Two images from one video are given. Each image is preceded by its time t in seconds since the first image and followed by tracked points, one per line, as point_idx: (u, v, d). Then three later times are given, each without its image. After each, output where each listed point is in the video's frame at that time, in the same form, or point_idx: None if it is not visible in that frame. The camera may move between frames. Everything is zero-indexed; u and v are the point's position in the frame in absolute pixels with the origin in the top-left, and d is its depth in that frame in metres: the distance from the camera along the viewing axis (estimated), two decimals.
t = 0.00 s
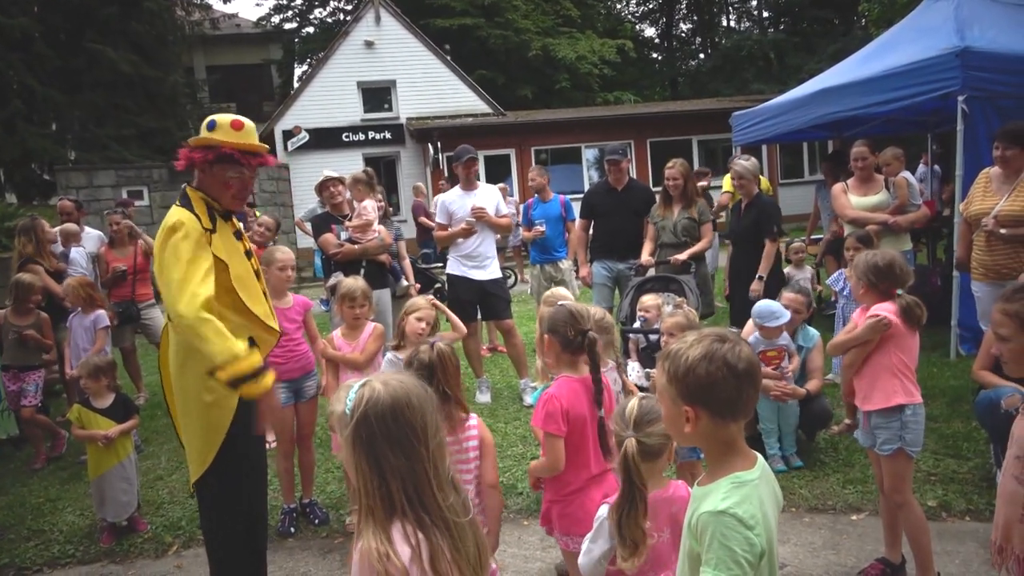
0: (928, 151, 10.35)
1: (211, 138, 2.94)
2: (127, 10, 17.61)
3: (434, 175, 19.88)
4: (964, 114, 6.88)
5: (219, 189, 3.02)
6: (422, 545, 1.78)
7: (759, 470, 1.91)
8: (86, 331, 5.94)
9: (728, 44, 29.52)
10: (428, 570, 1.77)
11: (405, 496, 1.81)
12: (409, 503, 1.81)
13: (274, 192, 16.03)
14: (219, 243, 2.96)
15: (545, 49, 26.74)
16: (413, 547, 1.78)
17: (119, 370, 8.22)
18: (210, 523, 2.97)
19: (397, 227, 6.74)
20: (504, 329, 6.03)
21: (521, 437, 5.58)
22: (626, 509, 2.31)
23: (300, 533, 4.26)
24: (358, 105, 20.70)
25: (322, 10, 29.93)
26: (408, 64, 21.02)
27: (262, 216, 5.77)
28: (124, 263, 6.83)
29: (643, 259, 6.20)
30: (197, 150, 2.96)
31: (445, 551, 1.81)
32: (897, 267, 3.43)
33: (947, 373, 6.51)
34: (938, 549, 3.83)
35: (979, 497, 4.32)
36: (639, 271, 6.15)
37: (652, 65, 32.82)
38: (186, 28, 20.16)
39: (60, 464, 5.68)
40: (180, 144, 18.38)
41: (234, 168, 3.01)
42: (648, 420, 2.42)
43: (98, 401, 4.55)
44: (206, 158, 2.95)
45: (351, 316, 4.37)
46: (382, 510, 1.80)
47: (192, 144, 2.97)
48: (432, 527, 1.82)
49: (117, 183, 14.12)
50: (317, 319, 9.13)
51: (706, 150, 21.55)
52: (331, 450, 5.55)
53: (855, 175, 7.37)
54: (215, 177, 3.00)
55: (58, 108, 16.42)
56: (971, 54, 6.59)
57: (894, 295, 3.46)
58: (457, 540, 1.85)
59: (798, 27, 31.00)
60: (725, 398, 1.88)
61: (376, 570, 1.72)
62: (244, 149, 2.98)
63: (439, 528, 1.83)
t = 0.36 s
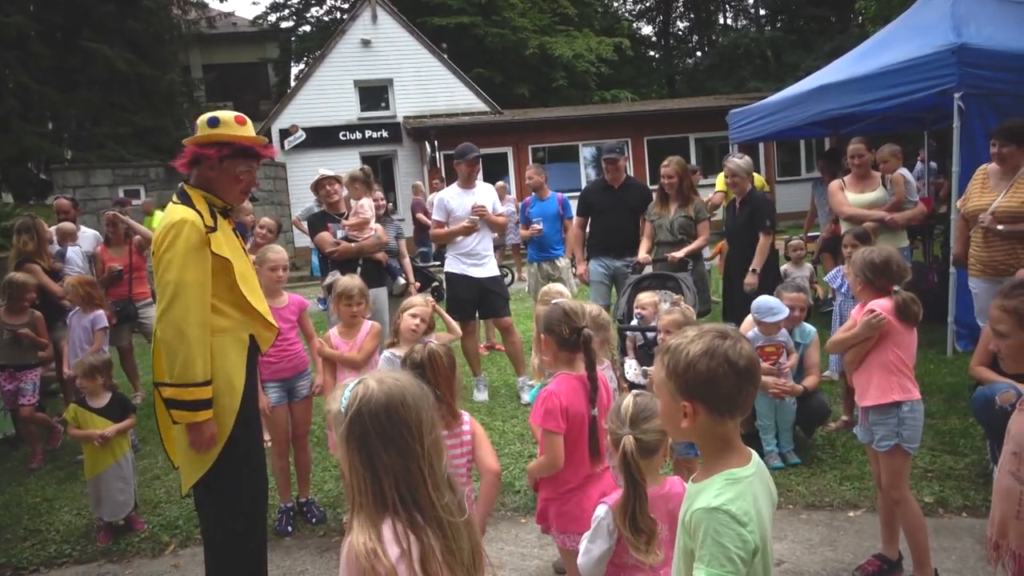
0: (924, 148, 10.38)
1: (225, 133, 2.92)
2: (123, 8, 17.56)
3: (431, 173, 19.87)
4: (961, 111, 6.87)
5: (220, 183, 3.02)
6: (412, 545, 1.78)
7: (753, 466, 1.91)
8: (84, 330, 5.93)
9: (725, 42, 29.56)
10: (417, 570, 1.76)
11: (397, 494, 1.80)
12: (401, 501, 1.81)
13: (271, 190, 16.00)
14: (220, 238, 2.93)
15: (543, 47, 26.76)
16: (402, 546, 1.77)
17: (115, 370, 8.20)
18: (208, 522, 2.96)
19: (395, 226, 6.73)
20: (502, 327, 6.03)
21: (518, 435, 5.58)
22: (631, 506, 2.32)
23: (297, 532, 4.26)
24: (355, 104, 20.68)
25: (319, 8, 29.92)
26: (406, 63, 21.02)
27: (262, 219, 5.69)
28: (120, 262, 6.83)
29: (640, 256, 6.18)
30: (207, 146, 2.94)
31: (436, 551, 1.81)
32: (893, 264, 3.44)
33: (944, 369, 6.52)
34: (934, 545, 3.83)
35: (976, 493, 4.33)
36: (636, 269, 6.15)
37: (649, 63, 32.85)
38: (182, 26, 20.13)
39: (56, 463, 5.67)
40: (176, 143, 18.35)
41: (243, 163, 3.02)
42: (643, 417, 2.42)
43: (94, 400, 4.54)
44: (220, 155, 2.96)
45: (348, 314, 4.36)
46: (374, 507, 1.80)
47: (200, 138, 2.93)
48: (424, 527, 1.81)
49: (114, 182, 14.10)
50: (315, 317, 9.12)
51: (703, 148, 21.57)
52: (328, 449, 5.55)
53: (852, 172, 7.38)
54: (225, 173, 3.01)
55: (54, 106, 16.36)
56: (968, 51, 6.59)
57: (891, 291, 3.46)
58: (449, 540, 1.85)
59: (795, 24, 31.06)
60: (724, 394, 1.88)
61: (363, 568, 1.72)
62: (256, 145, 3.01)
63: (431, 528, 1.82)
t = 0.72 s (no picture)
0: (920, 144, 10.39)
1: (220, 128, 2.91)
2: (118, 6, 17.51)
3: (428, 171, 19.85)
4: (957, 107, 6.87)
5: (215, 181, 3.00)
6: (399, 566, 1.66)
7: (752, 465, 1.90)
8: (84, 328, 5.92)
9: (722, 39, 29.58)
10: None
11: (388, 509, 1.69)
12: (392, 517, 1.69)
13: (267, 188, 15.97)
14: (216, 234, 2.91)
15: (539, 44, 26.74)
16: (389, 567, 1.66)
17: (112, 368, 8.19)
18: (207, 521, 2.95)
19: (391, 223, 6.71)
20: (498, 325, 6.02)
21: (515, 433, 5.58)
22: (623, 500, 2.29)
23: (293, 531, 4.25)
24: (351, 101, 20.64)
25: (315, 6, 29.88)
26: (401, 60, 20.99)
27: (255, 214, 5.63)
28: (115, 261, 6.82)
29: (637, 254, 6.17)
30: (202, 141, 2.93)
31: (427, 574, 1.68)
32: (891, 260, 3.44)
33: (940, 366, 6.53)
34: (931, 542, 3.84)
35: (972, 490, 4.34)
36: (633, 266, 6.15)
37: (646, 60, 32.84)
38: (177, 23, 20.07)
39: (52, 463, 5.66)
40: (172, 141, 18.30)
41: (237, 157, 3.02)
42: (637, 413, 2.40)
43: (89, 400, 4.52)
44: (214, 150, 2.95)
45: (344, 313, 4.35)
46: (362, 522, 1.69)
47: (198, 131, 2.91)
48: (416, 546, 1.69)
49: (109, 180, 14.06)
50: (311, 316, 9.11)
51: (700, 145, 21.59)
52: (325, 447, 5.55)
53: (848, 169, 7.38)
54: (220, 168, 2.99)
55: (49, 105, 16.30)
56: (963, 47, 6.59)
57: (889, 288, 3.45)
58: (442, 562, 1.72)
59: (791, 21, 31.11)
60: (722, 391, 1.87)
61: None
62: (251, 140, 3.01)
63: (423, 547, 1.70)
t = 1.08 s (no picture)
0: (914, 142, 10.43)
1: (231, 126, 2.94)
2: (113, 2, 17.45)
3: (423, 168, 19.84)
4: (950, 106, 6.89)
5: (218, 177, 3.01)
6: (403, 570, 1.65)
7: (745, 458, 1.91)
8: (86, 324, 5.90)
9: (717, 36, 29.61)
10: None
11: (389, 512, 1.67)
12: (394, 520, 1.67)
13: (262, 185, 15.95)
14: (215, 230, 2.92)
15: (535, 41, 26.71)
16: (394, 571, 1.64)
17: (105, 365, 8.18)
18: (203, 517, 2.95)
19: (384, 220, 6.72)
20: (493, 322, 6.03)
21: (509, 429, 5.59)
22: (615, 486, 2.29)
23: (288, 527, 4.25)
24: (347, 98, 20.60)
25: (310, 2, 29.81)
26: (397, 57, 20.99)
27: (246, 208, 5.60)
28: (109, 258, 6.80)
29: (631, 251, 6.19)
30: (213, 139, 2.93)
31: None
32: (885, 257, 3.45)
33: (933, 362, 6.56)
34: (922, 537, 3.86)
35: (964, 485, 4.37)
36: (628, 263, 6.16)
37: (642, 57, 32.82)
38: (172, 19, 20.01)
39: (45, 460, 5.66)
40: (166, 138, 18.25)
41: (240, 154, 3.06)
42: (626, 403, 2.38)
43: (82, 396, 4.52)
44: (226, 147, 2.96)
45: (338, 310, 4.34)
46: (364, 526, 1.67)
47: (211, 129, 2.91)
48: (418, 550, 1.68)
49: (104, 177, 14.03)
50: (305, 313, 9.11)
51: (695, 143, 21.62)
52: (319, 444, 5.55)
53: (842, 167, 7.41)
54: (227, 166, 3.01)
55: (43, 101, 16.23)
56: (957, 46, 6.61)
57: (883, 285, 3.47)
58: (446, 565, 1.70)
59: (787, 19, 31.17)
60: (713, 386, 1.88)
61: None
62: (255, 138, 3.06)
63: (427, 551, 1.68)
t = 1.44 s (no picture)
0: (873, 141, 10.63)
1: (185, 124, 2.92)
2: None
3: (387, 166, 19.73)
4: (906, 106, 7.02)
5: (176, 176, 2.98)
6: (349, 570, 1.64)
7: (696, 454, 1.94)
8: (45, 325, 5.79)
9: (683, 36, 29.85)
10: None
11: (335, 511, 1.67)
12: (341, 518, 1.67)
13: (223, 183, 15.73)
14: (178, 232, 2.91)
15: (502, 39, 26.65)
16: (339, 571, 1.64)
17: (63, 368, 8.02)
18: (150, 523, 2.91)
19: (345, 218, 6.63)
20: (457, 321, 6.03)
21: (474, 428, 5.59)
22: (572, 481, 2.31)
23: (249, 530, 4.21)
24: (312, 96, 20.42)
25: None
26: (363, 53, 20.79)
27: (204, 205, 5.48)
28: (65, 259, 6.66)
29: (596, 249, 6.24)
30: (171, 139, 2.90)
31: None
32: (840, 254, 3.51)
33: (888, 357, 6.71)
34: (876, 528, 3.95)
35: (917, 476, 4.47)
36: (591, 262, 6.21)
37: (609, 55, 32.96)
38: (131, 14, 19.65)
39: None
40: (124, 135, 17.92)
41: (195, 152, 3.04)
42: (581, 400, 2.39)
43: (36, 400, 4.39)
44: (184, 148, 2.94)
45: (299, 309, 4.29)
46: (311, 523, 1.67)
47: (167, 129, 2.87)
48: (364, 549, 1.66)
49: (60, 175, 13.73)
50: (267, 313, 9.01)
51: (659, 142, 21.78)
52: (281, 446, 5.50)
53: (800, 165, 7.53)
54: (187, 165, 2.99)
55: None
56: (914, 48, 6.78)
57: (838, 281, 3.54)
58: (393, 565, 1.69)
59: (751, 19, 31.52)
60: (661, 384, 1.91)
61: None
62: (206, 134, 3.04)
63: (373, 550, 1.67)
